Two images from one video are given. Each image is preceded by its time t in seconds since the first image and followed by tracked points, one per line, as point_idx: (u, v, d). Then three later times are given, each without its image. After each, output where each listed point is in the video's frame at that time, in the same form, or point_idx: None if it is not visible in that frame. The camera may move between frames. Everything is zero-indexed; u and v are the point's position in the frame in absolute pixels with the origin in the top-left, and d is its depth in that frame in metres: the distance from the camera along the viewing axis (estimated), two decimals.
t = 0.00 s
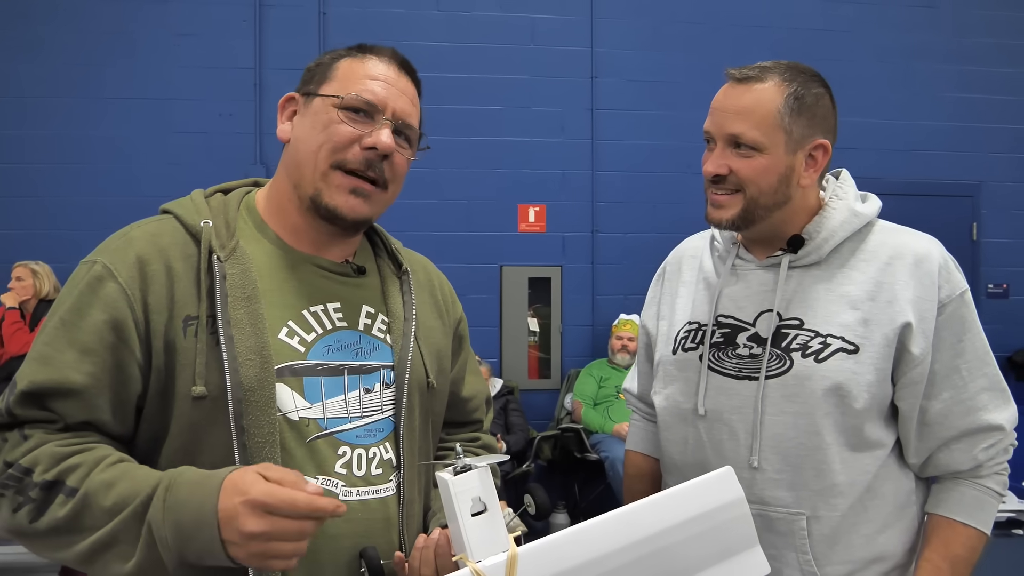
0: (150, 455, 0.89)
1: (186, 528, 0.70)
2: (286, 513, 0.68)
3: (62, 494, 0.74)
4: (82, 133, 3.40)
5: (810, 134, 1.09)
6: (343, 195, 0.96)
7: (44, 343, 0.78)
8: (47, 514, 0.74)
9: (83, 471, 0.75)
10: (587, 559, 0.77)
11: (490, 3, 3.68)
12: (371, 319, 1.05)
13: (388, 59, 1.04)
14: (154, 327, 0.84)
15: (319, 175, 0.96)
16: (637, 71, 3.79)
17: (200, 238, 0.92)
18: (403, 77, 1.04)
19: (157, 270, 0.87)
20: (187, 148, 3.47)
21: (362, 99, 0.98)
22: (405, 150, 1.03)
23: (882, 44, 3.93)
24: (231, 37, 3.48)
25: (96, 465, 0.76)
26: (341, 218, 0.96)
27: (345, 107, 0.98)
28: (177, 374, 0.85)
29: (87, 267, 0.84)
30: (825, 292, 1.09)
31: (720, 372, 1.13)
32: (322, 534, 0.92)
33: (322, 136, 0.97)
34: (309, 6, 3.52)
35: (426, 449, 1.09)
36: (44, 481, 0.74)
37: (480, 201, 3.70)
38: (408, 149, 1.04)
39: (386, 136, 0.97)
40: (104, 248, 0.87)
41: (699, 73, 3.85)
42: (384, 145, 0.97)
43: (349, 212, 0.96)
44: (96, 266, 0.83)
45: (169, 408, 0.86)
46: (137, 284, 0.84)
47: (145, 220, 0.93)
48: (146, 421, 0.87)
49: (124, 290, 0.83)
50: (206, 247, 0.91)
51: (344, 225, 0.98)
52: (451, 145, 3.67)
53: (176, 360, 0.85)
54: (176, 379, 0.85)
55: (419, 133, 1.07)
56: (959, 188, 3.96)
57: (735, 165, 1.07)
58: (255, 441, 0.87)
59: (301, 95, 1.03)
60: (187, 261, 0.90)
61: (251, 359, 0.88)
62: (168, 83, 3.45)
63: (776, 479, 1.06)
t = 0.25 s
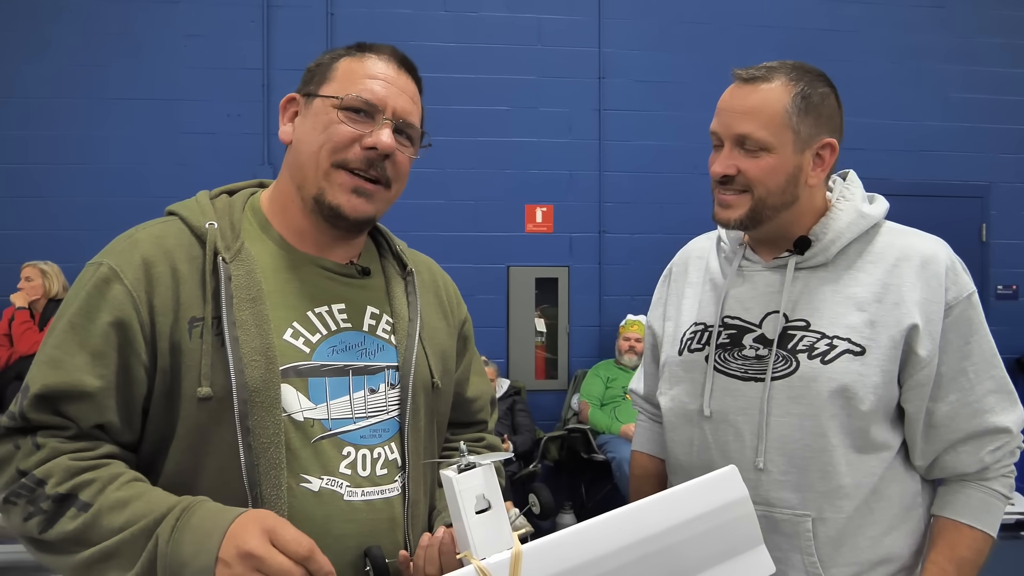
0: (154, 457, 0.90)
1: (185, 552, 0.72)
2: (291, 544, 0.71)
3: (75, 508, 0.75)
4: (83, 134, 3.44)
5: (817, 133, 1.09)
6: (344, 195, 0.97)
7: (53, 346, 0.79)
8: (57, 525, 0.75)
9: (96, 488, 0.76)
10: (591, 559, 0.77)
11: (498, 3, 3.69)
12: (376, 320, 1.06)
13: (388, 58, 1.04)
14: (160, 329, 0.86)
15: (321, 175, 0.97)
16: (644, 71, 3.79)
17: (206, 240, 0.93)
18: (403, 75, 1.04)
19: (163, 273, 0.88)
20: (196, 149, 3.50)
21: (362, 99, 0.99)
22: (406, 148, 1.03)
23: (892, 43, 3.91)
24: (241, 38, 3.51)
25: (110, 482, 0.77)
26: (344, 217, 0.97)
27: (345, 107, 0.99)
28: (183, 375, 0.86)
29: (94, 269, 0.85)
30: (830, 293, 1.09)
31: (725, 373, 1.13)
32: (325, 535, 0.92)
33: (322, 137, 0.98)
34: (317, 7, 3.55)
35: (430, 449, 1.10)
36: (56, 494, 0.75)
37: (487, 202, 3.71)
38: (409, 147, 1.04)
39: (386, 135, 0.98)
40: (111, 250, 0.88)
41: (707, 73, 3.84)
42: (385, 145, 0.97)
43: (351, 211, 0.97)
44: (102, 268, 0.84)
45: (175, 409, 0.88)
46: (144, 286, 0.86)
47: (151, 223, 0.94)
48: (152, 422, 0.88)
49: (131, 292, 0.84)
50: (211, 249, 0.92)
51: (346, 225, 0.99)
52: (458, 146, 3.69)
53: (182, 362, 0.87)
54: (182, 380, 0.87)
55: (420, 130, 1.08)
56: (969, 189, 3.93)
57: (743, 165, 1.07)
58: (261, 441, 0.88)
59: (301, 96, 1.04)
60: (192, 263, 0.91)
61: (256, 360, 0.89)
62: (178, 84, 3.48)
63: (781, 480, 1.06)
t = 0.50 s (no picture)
0: (156, 458, 0.90)
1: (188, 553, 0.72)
2: (294, 543, 0.72)
3: (76, 509, 0.75)
4: (86, 134, 3.45)
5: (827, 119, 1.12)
6: (344, 195, 0.97)
7: (54, 348, 0.79)
8: (59, 527, 0.75)
9: (98, 489, 0.76)
10: (595, 558, 0.77)
11: (501, 3, 3.69)
12: (377, 320, 1.06)
13: (385, 55, 1.03)
14: (161, 330, 0.86)
15: (320, 175, 0.97)
16: (648, 71, 3.79)
17: (206, 240, 0.93)
18: (401, 71, 1.04)
19: (163, 274, 0.88)
20: (200, 149, 3.51)
21: (359, 98, 0.98)
22: (405, 146, 1.03)
23: (896, 43, 3.89)
24: (245, 38, 3.52)
25: (112, 483, 0.77)
26: (344, 217, 0.97)
27: (343, 106, 0.99)
28: (184, 376, 0.87)
29: (95, 270, 0.85)
30: (833, 294, 1.09)
31: (729, 373, 1.13)
32: (326, 535, 0.92)
33: (321, 136, 0.98)
34: (321, 8, 3.55)
35: (432, 450, 1.10)
36: (59, 495, 0.75)
37: (490, 202, 3.71)
38: (408, 145, 1.04)
39: (385, 134, 0.98)
40: (112, 251, 0.89)
41: (710, 72, 3.83)
42: (384, 143, 0.97)
43: (351, 211, 0.97)
44: (103, 270, 0.85)
45: (177, 411, 0.88)
46: (145, 287, 0.86)
47: (151, 224, 0.94)
48: (153, 423, 0.88)
49: (132, 293, 0.84)
50: (212, 250, 0.92)
51: (347, 224, 1.00)
52: (462, 146, 3.69)
53: (183, 363, 0.87)
54: (183, 382, 0.87)
55: (419, 127, 1.07)
56: (974, 189, 3.92)
57: (782, 157, 1.06)
58: (261, 442, 0.88)
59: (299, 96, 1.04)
60: (193, 263, 0.91)
61: (257, 360, 0.89)
62: (182, 85, 3.49)
63: (785, 480, 1.06)
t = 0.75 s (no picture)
0: (158, 459, 0.90)
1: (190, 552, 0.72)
2: (298, 557, 0.72)
3: (71, 506, 0.75)
4: (87, 134, 3.45)
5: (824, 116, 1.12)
6: (344, 193, 0.97)
7: (54, 347, 0.79)
8: (54, 524, 0.75)
9: (94, 486, 0.76)
10: (598, 557, 0.77)
11: (503, 2, 3.69)
12: (379, 319, 1.06)
13: (383, 52, 1.03)
14: (164, 329, 0.86)
15: (320, 174, 0.97)
16: (649, 70, 3.78)
17: (208, 240, 0.93)
18: (400, 69, 1.04)
19: (166, 273, 0.88)
20: (202, 149, 3.51)
21: (358, 96, 0.98)
22: (405, 144, 1.03)
23: (899, 41, 3.88)
24: (246, 38, 3.52)
25: (107, 480, 0.77)
26: (344, 215, 0.97)
27: (342, 105, 0.99)
28: (186, 376, 0.87)
29: (97, 271, 0.85)
30: (836, 292, 1.08)
31: (732, 372, 1.13)
32: (329, 535, 0.92)
33: (320, 135, 0.98)
34: (322, 7, 3.55)
35: (435, 450, 1.10)
36: (54, 492, 0.75)
37: (492, 201, 3.71)
38: (408, 142, 1.04)
39: (384, 132, 0.98)
40: (114, 252, 0.89)
41: (712, 71, 3.83)
42: (383, 142, 0.97)
43: (352, 209, 0.97)
44: (105, 270, 0.85)
45: (179, 411, 0.88)
46: (147, 287, 0.86)
47: (152, 224, 0.94)
48: (156, 423, 0.88)
49: (134, 293, 0.84)
50: (214, 249, 0.92)
51: (348, 222, 1.00)
52: (463, 145, 3.69)
53: (186, 362, 0.87)
54: (185, 382, 0.87)
55: (419, 125, 1.07)
56: (977, 188, 3.91)
57: (779, 155, 1.06)
58: (264, 441, 0.88)
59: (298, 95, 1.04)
60: (195, 263, 0.91)
61: (259, 359, 0.89)
62: (184, 84, 3.50)
63: (788, 479, 1.06)
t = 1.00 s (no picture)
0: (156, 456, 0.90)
1: (166, 527, 0.68)
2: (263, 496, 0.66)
3: (41, 484, 0.74)
4: (88, 133, 3.45)
5: (823, 119, 1.10)
6: (342, 194, 0.98)
7: (49, 339, 0.80)
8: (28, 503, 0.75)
9: (61, 461, 0.74)
10: (597, 555, 0.77)
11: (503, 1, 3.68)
12: (379, 316, 1.06)
13: (381, 51, 1.03)
14: (162, 323, 0.86)
15: (318, 174, 0.98)
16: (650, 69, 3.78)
17: (208, 236, 0.93)
18: (398, 69, 1.03)
19: (165, 268, 0.88)
20: (202, 148, 3.51)
21: (356, 97, 0.98)
22: (403, 144, 1.03)
23: (899, 39, 3.88)
24: (246, 36, 3.52)
25: (76, 455, 0.75)
26: (342, 216, 0.98)
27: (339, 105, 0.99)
28: (185, 371, 0.87)
29: (96, 265, 0.85)
30: (835, 289, 1.08)
31: (731, 370, 1.13)
32: (328, 531, 0.92)
33: (318, 136, 0.98)
34: (322, 6, 3.55)
35: (435, 447, 1.10)
36: (26, 470, 0.75)
37: (492, 199, 3.71)
38: (406, 142, 1.04)
39: (381, 134, 0.98)
40: (114, 247, 0.89)
41: (713, 70, 3.82)
42: (380, 144, 0.97)
43: (350, 210, 0.98)
44: (104, 265, 0.85)
45: (178, 406, 0.88)
46: (145, 281, 0.86)
47: (152, 221, 0.94)
48: (154, 418, 0.88)
49: (132, 287, 0.84)
50: (214, 245, 0.92)
51: (346, 223, 1.00)
52: (463, 144, 3.69)
53: (185, 358, 0.87)
54: (184, 377, 0.87)
55: (417, 124, 1.07)
56: (977, 186, 3.91)
57: (763, 157, 1.06)
58: (264, 437, 0.88)
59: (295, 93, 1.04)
60: (195, 259, 0.91)
61: (259, 355, 0.89)
62: (184, 83, 3.50)
63: (788, 477, 1.06)
